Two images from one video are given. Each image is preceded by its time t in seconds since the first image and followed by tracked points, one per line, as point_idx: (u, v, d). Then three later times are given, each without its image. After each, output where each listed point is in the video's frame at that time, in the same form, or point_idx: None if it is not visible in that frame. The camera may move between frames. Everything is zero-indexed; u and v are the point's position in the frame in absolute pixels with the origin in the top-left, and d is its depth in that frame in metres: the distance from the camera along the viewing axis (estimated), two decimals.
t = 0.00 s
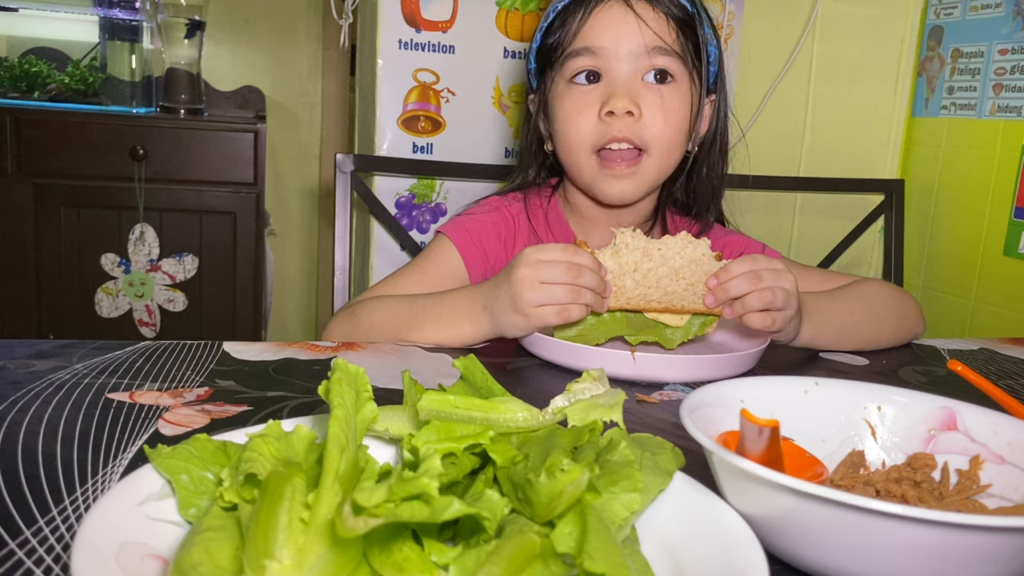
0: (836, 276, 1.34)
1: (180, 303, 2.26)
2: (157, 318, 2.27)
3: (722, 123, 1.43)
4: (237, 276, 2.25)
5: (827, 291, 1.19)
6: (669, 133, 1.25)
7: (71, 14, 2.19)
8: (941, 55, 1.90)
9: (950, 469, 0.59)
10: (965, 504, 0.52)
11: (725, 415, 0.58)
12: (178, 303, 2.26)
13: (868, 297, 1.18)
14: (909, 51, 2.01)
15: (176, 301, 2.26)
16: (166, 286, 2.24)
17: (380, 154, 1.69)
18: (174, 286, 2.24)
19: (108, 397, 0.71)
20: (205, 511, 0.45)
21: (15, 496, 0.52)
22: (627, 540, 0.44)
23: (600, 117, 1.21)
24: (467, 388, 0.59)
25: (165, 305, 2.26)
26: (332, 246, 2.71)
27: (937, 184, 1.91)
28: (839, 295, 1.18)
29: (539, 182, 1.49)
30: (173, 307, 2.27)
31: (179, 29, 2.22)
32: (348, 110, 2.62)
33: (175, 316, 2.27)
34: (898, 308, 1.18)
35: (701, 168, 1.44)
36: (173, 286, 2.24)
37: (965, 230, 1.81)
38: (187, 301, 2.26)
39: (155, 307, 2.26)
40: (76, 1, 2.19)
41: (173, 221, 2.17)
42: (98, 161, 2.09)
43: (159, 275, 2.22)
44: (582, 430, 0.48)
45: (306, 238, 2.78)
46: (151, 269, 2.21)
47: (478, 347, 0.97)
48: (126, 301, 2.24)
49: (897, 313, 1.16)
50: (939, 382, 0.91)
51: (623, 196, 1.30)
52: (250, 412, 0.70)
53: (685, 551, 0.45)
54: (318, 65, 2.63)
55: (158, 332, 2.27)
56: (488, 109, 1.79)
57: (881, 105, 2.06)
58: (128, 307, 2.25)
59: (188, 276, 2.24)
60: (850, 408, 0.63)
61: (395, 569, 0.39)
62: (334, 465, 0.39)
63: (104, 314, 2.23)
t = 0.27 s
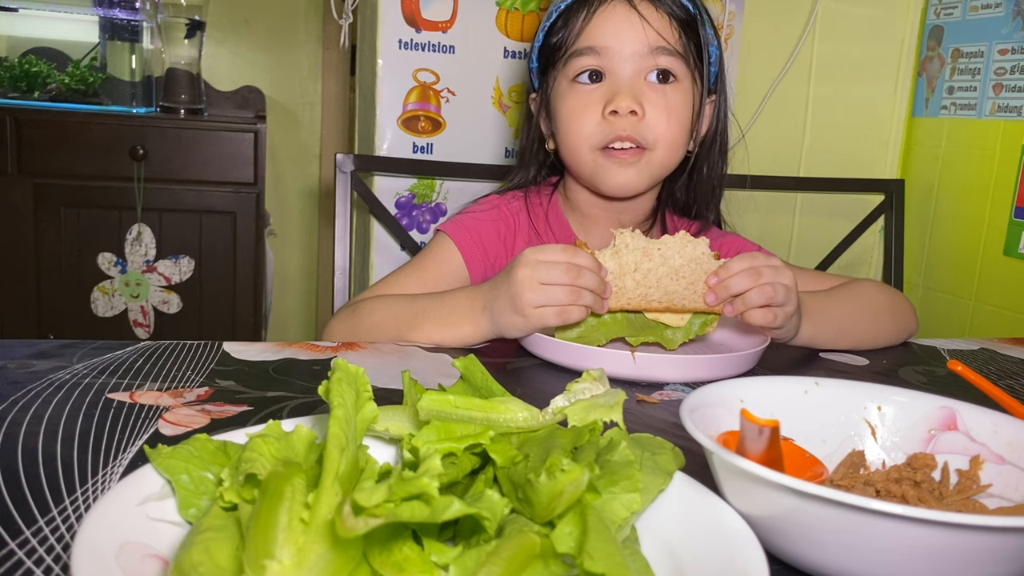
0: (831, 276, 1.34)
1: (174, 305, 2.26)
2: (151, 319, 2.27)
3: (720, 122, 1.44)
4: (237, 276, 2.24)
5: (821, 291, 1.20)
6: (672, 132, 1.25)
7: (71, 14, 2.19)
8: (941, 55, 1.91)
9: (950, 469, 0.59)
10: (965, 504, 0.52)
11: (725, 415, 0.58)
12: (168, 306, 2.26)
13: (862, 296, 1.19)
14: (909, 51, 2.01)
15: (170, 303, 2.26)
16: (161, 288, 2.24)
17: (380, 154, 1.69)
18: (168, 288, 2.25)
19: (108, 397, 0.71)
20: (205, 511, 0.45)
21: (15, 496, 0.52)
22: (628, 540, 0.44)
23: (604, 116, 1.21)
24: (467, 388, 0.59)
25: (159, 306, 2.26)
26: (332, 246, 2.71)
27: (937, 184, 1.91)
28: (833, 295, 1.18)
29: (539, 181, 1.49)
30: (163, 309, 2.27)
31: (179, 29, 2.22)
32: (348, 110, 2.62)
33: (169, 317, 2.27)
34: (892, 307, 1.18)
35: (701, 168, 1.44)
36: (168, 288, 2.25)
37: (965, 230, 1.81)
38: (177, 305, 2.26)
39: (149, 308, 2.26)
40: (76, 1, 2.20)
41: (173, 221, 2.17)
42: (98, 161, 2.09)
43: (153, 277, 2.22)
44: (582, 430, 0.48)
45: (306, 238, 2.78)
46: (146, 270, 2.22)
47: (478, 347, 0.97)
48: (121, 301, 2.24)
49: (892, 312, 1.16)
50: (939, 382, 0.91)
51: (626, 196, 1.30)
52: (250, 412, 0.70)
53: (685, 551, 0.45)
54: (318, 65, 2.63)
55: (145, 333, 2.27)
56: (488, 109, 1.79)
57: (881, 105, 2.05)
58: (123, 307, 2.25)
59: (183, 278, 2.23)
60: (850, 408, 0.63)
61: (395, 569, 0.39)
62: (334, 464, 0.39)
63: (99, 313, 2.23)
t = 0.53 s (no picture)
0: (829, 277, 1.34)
1: (176, 304, 2.26)
2: (151, 321, 2.27)
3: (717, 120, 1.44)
4: (237, 276, 2.24)
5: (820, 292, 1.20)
6: (674, 131, 1.26)
7: (71, 14, 2.19)
8: (941, 55, 1.91)
9: (950, 469, 0.59)
10: (965, 504, 0.52)
11: (725, 415, 0.58)
12: (172, 303, 2.26)
13: (861, 296, 1.19)
14: (910, 52, 2.02)
15: (171, 302, 2.26)
16: (160, 289, 2.24)
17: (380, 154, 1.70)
18: (172, 286, 2.24)
19: (108, 397, 0.71)
20: (205, 511, 0.45)
21: (15, 496, 0.52)
22: (627, 540, 0.44)
23: (607, 115, 1.21)
24: (467, 388, 0.59)
25: (160, 306, 2.26)
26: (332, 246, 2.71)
27: (937, 184, 1.91)
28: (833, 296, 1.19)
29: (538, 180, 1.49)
30: (170, 307, 2.26)
31: (179, 29, 2.22)
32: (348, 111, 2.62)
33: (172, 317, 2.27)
34: (889, 306, 1.18)
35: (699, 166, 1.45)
36: (170, 287, 2.24)
37: (965, 230, 1.81)
38: (180, 301, 2.26)
39: (152, 309, 2.26)
40: (76, 1, 2.20)
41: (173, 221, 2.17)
42: (98, 161, 2.09)
43: (155, 275, 2.22)
44: (582, 430, 0.48)
45: (305, 238, 2.78)
46: (150, 268, 2.21)
47: (478, 347, 0.97)
48: (123, 301, 2.24)
49: (891, 312, 1.16)
50: (939, 382, 0.91)
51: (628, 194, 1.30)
52: (250, 412, 0.70)
53: (685, 551, 0.45)
54: (318, 65, 2.63)
55: (149, 332, 2.27)
56: (488, 109, 1.79)
57: (881, 105, 2.07)
58: (124, 308, 2.25)
59: (185, 276, 2.24)
60: (850, 408, 0.63)
61: (396, 569, 0.39)
62: (334, 465, 0.39)
63: (100, 314, 2.23)
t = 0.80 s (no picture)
0: (830, 275, 1.34)
1: (162, 309, 2.26)
2: (139, 322, 2.27)
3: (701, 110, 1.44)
4: (237, 275, 2.24)
5: (821, 292, 1.20)
6: (651, 123, 1.26)
7: (71, 14, 2.19)
8: (941, 55, 1.91)
9: (950, 469, 0.59)
10: (965, 504, 0.52)
11: (725, 415, 0.58)
12: (159, 309, 2.26)
13: (861, 296, 1.19)
14: (909, 52, 2.03)
15: (158, 307, 2.26)
16: (151, 291, 2.24)
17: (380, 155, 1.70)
18: (159, 291, 2.25)
19: (108, 397, 0.71)
20: (205, 511, 0.45)
21: (16, 496, 0.52)
22: (627, 540, 0.44)
23: (583, 111, 1.21)
24: (467, 388, 0.59)
25: (148, 309, 2.26)
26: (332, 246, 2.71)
27: (937, 184, 1.91)
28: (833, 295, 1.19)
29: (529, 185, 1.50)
30: (155, 312, 2.26)
31: (179, 29, 2.22)
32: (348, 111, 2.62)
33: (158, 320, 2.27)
34: (889, 306, 1.18)
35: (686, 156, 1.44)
36: (160, 291, 2.25)
37: (965, 230, 1.81)
38: (167, 309, 2.26)
39: (140, 311, 2.26)
40: (76, 1, 2.20)
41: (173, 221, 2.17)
42: (99, 162, 2.09)
43: (146, 279, 2.23)
44: (582, 430, 0.48)
45: (306, 238, 2.78)
46: (139, 272, 2.21)
47: (477, 347, 0.97)
48: (114, 302, 2.24)
49: (892, 312, 1.16)
50: (939, 382, 0.91)
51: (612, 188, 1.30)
52: (250, 412, 0.70)
53: (685, 551, 0.45)
54: (318, 65, 2.63)
55: (135, 336, 2.26)
56: (488, 109, 1.79)
57: (881, 105, 2.07)
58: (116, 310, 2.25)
59: (174, 282, 2.24)
60: (850, 408, 0.63)
61: (396, 569, 0.39)
62: (334, 464, 0.39)
63: (91, 314, 2.23)
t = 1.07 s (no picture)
0: (828, 266, 1.34)
1: (173, 303, 2.26)
2: (149, 319, 2.27)
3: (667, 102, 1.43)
4: (237, 275, 2.24)
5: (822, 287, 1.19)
6: (591, 113, 1.25)
7: (71, 14, 2.19)
8: (941, 55, 1.91)
9: (950, 469, 0.59)
10: (965, 504, 0.52)
11: (725, 415, 0.58)
12: (169, 304, 2.26)
13: (860, 292, 1.19)
14: (909, 52, 2.03)
15: (168, 302, 2.26)
16: (160, 287, 2.24)
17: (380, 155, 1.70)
18: (169, 286, 2.24)
19: (108, 397, 0.71)
20: (206, 511, 0.45)
21: (16, 496, 0.52)
22: (628, 540, 0.44)
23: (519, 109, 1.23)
24: (467, 388, 0.59)
25: (159, 306, 2.26)
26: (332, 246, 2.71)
27: (937, 184, 1.91)
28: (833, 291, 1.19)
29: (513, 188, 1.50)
30: (166, 308, 2.26)
31: (179, 29, 2.22)
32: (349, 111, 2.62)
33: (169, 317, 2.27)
34: (888, 301, 1.18)
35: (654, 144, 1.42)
36: (169, 286, 2.24)
37: (965, 230, 1.81)
38: (177, 302, 2.26)
39: (149, 308, 2.26)
40: (76, 1, 2.20)
41: (174, 221, 2.17)
42: (99, 162, 2.09)
43: (154, 275, 2.22)
44: (582, 430, 0.48)
45: (306, 238, 2.78)
46: (147, 268, 2.21)
47: (478, 346, 0.97)
48: (118, 300, 2.23)
49: (890, 306, 1.17)
50: (939, 382, 0.91)
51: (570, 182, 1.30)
52: (250, 412, 0.70)
53: (685, 552, 0.45)
54: (318, 65, 2.63)
55: (145, 332, 2.27)
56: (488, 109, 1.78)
57: (881, 105, 2.07)
58: (120, 307, 2.24)
59: (182, 278, 2.23)
60: (850, 408, 0.63)
61: (395, 569, 0.39)
62: (334, 464, 0.39)
63: (97, 313, 2.22)
